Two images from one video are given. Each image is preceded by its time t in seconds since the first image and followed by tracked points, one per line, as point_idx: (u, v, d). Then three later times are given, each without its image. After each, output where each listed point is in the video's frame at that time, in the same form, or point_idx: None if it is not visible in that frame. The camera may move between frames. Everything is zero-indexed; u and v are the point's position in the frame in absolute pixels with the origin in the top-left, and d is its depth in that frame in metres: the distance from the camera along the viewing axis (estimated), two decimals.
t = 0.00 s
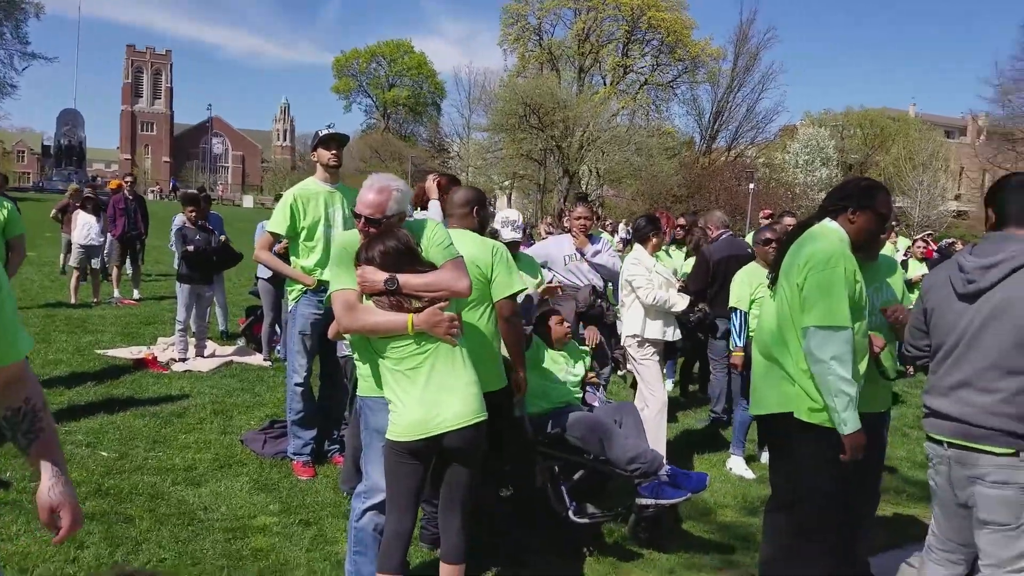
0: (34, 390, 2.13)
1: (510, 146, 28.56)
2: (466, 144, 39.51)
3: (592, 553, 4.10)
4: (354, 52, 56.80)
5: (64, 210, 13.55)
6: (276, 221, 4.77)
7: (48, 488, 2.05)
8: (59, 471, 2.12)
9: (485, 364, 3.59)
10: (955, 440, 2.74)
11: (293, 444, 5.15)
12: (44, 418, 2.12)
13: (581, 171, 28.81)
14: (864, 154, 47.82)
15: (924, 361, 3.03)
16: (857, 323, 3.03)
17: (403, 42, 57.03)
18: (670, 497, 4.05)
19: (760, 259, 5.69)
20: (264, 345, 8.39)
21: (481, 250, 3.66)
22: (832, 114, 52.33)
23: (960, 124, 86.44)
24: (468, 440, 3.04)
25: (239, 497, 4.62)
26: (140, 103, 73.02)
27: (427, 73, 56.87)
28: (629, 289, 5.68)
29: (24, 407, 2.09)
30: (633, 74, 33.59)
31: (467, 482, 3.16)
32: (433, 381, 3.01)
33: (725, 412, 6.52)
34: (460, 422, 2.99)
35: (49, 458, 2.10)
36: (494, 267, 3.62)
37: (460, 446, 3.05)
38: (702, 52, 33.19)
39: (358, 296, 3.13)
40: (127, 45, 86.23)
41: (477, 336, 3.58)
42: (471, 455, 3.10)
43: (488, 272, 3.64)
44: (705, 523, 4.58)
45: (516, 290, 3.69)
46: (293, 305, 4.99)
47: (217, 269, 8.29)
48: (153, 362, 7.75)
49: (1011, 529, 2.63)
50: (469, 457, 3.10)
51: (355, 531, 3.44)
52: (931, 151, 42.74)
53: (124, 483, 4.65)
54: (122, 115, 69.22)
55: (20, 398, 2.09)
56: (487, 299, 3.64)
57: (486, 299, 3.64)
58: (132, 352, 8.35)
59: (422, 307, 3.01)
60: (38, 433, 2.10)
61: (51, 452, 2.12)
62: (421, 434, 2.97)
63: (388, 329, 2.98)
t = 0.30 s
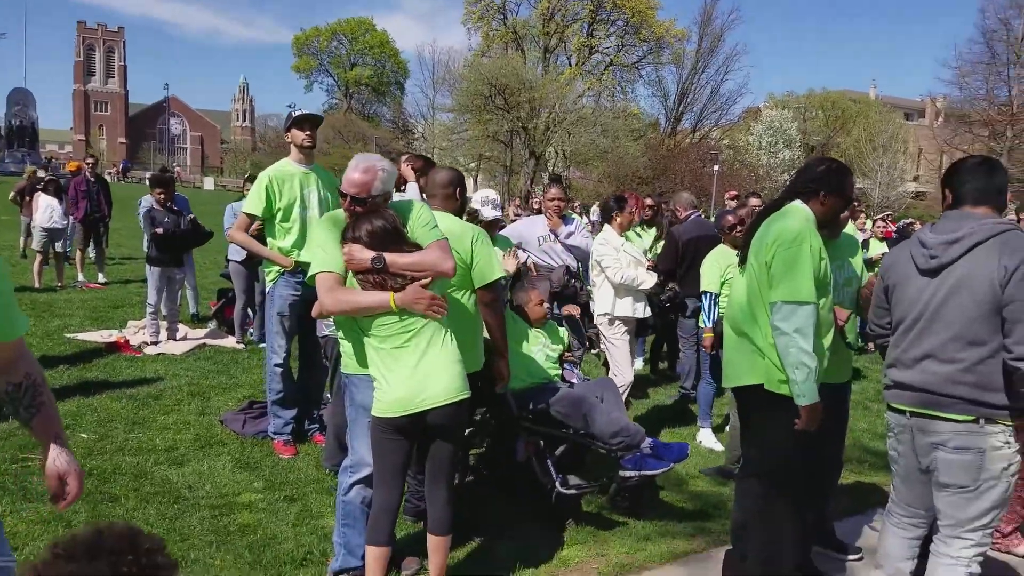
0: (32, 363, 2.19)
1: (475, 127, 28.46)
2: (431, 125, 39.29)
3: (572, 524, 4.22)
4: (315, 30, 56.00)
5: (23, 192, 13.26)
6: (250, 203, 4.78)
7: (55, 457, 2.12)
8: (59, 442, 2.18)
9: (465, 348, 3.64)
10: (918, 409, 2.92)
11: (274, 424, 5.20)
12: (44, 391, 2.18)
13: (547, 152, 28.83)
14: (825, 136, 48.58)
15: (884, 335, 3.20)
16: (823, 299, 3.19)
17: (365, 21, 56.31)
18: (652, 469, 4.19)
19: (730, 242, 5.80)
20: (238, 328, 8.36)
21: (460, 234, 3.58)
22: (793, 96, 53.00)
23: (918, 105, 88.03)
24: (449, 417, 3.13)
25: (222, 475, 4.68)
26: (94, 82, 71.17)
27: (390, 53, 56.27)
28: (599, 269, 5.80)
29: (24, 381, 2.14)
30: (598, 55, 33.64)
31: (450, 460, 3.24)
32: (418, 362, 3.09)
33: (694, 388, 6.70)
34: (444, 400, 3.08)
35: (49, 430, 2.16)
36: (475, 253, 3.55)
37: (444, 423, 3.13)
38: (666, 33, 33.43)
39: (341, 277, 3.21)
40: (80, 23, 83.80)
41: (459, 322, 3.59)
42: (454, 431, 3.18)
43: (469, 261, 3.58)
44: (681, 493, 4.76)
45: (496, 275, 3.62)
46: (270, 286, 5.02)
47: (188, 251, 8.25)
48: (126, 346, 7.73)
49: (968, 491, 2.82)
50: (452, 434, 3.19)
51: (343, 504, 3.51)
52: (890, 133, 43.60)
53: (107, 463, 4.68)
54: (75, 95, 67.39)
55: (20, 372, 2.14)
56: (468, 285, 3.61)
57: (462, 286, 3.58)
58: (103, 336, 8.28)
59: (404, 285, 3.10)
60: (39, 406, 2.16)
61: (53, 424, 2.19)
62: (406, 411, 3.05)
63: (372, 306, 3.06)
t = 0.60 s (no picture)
0: None
1: (434, 124, 28.33)
2: (390, 122, 39.04)
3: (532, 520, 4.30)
4: (271, 25, 55.23)
5: None
6: (212, 203, 4.75)
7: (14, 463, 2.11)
8: (18, 447, 2.16)
9: (430, 350, 3.67)
10: (863, 400, 3.04)
11: (234, 425, 5.16)
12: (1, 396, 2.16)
13: (506, 149, 28.87)
14: (778, 134, 49.50)
15: (833, 328, 3.32)
16: (775, 296, 3.29)
17: (322, 16, 55.72)
18: (604, 466, 4.25)
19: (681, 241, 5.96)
20: (196, 329, 8.25)
21: (427, 238, 3.63)
22: (747, 94, 53.85)
23: (867, 104, 90.22)
24: (411, 419, 3.16)
25: (182, 478, 4.64)
26: (41, 76, 69.18)
27: (347, 48, 55.73)
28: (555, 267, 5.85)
29: None
30: (555, 53, 33.76)
31: (415, 461, 3.27)
32: (381, 362, 3.10)
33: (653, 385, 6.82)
34: (409, 398, 3.10)
35: (8, 435, 2.15)
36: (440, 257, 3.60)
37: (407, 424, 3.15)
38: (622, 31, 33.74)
39: (306, 276, 3.23)
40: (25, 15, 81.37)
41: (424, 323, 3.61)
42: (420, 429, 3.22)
43: (435, 264, 3.63)
44: (638, 487, 4.86)
45: (463, 280, 3.67)
46: (231, 286, 4.99)
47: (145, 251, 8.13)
48: (80, 348, 7.58)
49: (908, 478, 2.95)
50: (416, 434, 3.22)
51: (307, 506, 3.52)
52: (840, 130, 44.60)
53: (63, 468, 4.60)
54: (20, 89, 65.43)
55: None
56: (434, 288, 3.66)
57: (431, 289, 3.62)
58: (56, 337, 8.11)
59: (372, 284, 3.10)
60: None
61: (11, 429, 2.17)
62: (370, 411, 3.06)
63: (337, 306, 3.08)
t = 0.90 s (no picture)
0: None
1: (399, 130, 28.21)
2: (354, 127, 38.84)
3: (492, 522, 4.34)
4: (233, 28, 54.63)
5: None
6: (173, 205, 4.70)
7: None
8: None
9: (392, 357, 3.67)
10: (810, 399, 3.16)
11: (194, 430, 5.13)
12: None
13: (471, 156, 28.88)
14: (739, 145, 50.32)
15: (785, 332, 3.43)
16: (729, 302, 3.39)
17: (286, 20, 55.27)
18: (565, 468, 4.28)
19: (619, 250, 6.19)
20: (154, 335, 8.13)
21: (390, 245, 3.68)
22: (708, 105, 54.67)
23: (825, 116, 92.09)
24: (354, 430, 3.06)
25: (141, 483, 4.59)
26: None
27: (311, 53, 55.34)
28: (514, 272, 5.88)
29: None
30: (521, 61, 33.92)
31: (360, 472, 3.20)
32: (320, 373, 3.03)
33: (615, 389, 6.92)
34: (348, 410, 3.01)
35: None
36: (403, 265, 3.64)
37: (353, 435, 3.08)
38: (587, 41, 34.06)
39: (255, 282, 3.26)
40: None
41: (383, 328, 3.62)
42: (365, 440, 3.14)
43: (397, 269, 3.65)
44: (599, 489, 4.93)
45: (423, 291, 3.71)
46: (191, 290, 4.95)
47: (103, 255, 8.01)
48: (35, 353, 7.43)
49: (852, 474, 3.07)
50: (360, 447, 3.13)
51: (267, 511, 3.51)
52: (799, 142, 45.54)
53: (18, 473, 4.53)
54: None
55: None
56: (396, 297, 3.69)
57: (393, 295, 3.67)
58: (10, 342, 7.94)
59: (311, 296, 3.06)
60: None
61: None
62: (307, 424, 3.01)
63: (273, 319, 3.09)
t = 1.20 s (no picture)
0: None
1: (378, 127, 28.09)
2: (333, 124, 38.64)
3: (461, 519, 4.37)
4: (211, 21, 54.11)
5: None
6: (145, 201, 4.68)
7: None
8: None
9: (361, 355, 3.70)
10: (772, 396, 3.23)
11: (164, 427, 5.11)
12: None
13: (451, 154, 28.88)
14: (717, 147, 50.77)
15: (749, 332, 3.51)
16: (694, 300, 3.45)
17: (265, 14, 54.85)
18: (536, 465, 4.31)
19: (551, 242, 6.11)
20: (126, 331, 8.06)
21: (361, 243, 3.68)
22: (687, 107, 55.09)
23: (802, 120, 93.10)
24: (290, 432, 2.96)
25: (110, 479, 4.57)
26: None
27: (290, 48, 54.95)
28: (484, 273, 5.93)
29: None
30: (501, 60, 33.93)
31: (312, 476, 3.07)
32: (259, 372, 2.98)
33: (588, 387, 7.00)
34: (273, 412, 2.91)
35: None
36: (373, 262, 3.67)
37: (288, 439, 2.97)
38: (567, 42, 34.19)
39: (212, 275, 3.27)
40: None
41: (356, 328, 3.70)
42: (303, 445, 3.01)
43: (366, 269, 3.69)
44: (569, 486, 4.98)
45: (394, 289, 3.73)
46: (163, 286, 4.93)
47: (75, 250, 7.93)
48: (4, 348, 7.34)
49: (814, 471, 3.14)
50: (299, 450, 3.02)
51: (233, 508, 3.49)
52: (775, 145, 46.04)
53: None
54: None
55: None
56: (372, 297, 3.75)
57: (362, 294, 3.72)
58: None
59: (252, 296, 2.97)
60: None
61: None
62: (236, 423, 2.93)
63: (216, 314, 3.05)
